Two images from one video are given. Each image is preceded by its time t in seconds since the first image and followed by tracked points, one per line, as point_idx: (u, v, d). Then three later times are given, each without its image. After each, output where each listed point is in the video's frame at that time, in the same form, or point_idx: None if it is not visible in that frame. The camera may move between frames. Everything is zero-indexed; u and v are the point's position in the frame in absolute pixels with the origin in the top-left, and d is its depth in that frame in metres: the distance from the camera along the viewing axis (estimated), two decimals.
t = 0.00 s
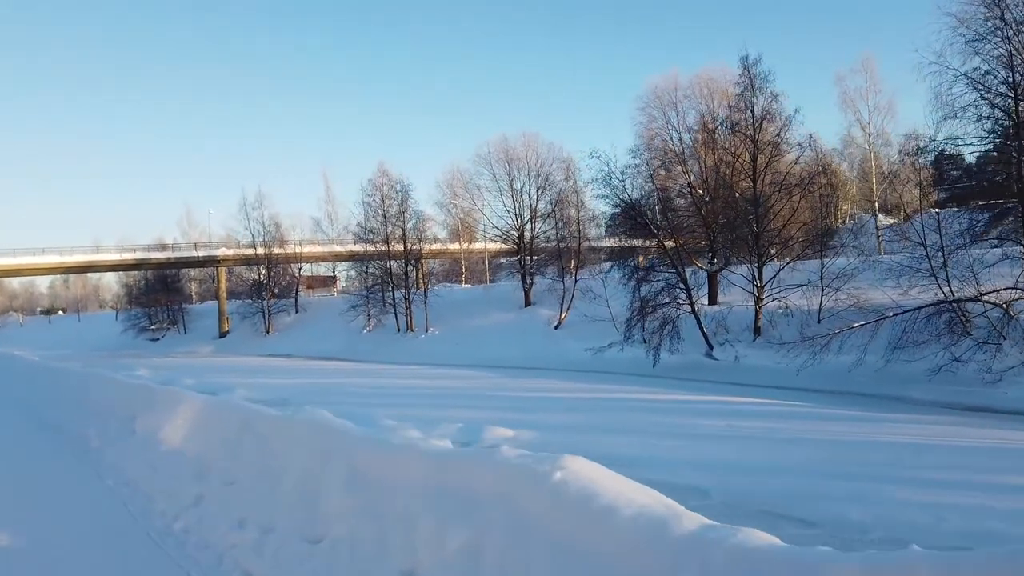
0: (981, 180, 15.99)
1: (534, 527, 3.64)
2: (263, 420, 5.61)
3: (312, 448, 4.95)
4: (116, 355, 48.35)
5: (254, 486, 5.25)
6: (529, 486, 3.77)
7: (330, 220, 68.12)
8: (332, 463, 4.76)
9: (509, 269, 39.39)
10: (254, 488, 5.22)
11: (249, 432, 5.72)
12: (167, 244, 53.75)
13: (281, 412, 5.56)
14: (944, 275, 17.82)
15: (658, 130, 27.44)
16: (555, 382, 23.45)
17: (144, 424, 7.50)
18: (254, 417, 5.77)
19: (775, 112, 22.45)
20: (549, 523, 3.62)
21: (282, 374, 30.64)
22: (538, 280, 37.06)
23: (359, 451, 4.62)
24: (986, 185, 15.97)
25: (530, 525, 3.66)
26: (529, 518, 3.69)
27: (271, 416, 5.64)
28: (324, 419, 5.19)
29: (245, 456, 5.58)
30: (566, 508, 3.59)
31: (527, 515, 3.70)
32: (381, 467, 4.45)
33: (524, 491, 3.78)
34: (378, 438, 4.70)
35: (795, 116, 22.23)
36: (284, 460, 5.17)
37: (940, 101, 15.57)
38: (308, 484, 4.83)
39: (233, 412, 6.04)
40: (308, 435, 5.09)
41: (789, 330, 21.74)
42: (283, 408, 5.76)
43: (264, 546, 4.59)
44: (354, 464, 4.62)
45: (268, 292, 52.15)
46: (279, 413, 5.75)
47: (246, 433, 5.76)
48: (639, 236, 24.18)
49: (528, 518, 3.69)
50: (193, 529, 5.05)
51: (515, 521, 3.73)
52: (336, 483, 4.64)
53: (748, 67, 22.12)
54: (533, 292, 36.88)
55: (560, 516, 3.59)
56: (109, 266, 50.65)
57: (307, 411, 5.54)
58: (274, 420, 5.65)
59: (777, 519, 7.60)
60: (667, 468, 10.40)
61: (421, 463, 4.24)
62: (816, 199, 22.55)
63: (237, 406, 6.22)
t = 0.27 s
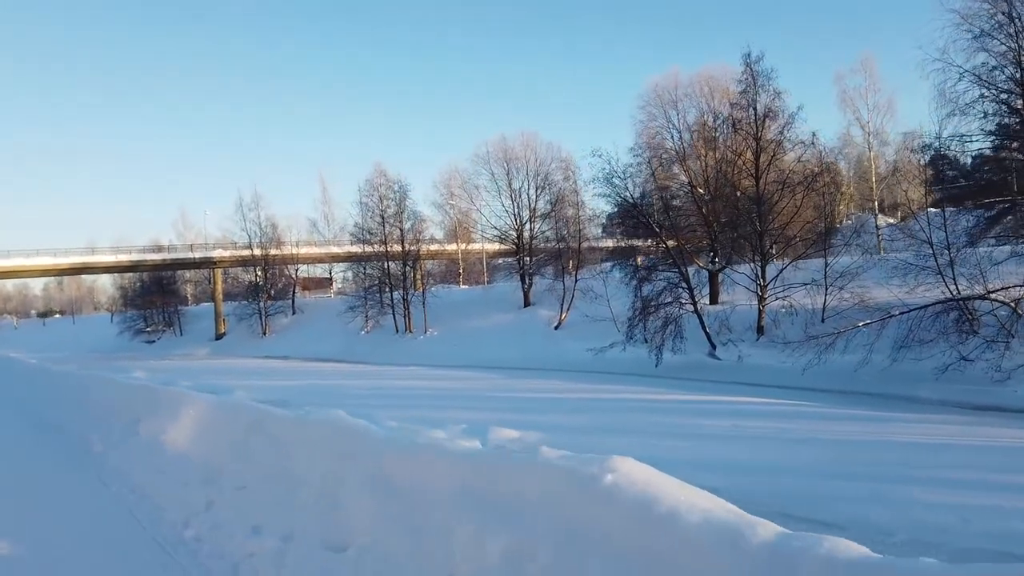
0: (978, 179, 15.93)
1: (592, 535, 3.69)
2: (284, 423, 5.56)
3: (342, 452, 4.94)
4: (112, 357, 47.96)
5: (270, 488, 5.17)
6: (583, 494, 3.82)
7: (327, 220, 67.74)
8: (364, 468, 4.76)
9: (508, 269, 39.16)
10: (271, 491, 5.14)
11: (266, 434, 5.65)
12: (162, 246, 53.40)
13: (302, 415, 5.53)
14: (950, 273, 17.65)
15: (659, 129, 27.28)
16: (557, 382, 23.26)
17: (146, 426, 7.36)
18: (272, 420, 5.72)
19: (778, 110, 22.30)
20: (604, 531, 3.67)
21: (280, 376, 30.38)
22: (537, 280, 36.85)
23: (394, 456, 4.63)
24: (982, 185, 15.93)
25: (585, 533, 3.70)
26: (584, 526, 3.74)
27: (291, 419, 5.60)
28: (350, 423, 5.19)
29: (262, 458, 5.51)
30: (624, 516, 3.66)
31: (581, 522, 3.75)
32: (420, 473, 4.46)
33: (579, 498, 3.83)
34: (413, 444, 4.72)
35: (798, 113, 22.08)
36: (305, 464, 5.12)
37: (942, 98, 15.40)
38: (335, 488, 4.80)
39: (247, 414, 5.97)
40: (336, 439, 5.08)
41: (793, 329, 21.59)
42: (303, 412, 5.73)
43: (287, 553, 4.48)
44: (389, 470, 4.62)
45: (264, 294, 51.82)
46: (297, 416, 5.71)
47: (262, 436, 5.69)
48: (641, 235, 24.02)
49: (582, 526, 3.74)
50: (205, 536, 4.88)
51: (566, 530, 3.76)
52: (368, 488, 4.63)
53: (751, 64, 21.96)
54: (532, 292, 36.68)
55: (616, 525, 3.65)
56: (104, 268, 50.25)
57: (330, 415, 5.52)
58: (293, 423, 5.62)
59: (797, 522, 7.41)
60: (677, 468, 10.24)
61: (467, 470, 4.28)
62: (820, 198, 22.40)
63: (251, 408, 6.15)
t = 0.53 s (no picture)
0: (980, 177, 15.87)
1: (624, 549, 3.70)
2: (304, 436, 5.60)
3: (366, 467, 4.98)
4: (109, 358, 47.69)
5: (293, 505, 5.19)
6: (614, 509, 3.85)
7: (324, 220, 67.52)
8: (390, 483, 4.80)
9: (508, 268, 38.97)
10: (294, 506, 5.17)
11: (285, 447, 5.68)
12: (160, 246, 53.11)
13: (322, 427, 5.56)
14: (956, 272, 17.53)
15: (661, 127, 27.15)
16: (559, 383, 23.10)
17: (158, 435, 7.34)
18: (290, 432, 5.75)
19: (782, 107, 22.15)
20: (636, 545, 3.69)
21: (280, 376, 30.17)
22: (537, 280, 36.66)
23: (423, 472, 4.69)
24: (983, 182, 15.88)
25: (616, 548, 3.73)
26: (616, 540, 3.76)
27: (311, 432, 5.64)
28: (373, 437, 5.23)
29: (283, 472, 5.54)
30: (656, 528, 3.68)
31: (611, 536, 3.78)
32: (452, 489, 4.51)
33: (610, 513, 3.86)
34: (439, 459, 4.76)
35: (802, 110, 21.89)
36: (329, 479, 5.15)
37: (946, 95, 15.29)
38: (360, 503, 4.83)
39: (265, 426, 5.99)
40: (360, 453, 5.12)
41: (797, 329, 21.44)
42: (323, 424, 5.76)
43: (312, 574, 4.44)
44: (417, 485, 4.67)
45: (263, 295, 51.59)
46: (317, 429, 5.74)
47: (282, 449, 5.71)
48: (645, 234, 23.91)
49: (612, 540, 3.76)
50: (217, 554, 4.81)
51: (598, 546, 3.78)
52: (395, 503, 4.67)
53: (754, 61, 21.82)
54: (533, 291, 36.52)
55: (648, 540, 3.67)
56: (102, 268, 49.99)
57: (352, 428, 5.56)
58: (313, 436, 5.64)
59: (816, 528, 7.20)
60: (688, 470, 10.10)
61: (497, 485, 4.33)
62: (825, 196, 22.24)
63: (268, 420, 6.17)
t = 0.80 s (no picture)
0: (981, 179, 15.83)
1: (680, 552, 3.63)
2: (329, 437, 5.50)
3: (398, 469, 4.88)
4: (106, 363, 47.37)
5: (319, 507, 5.07)
6: (667, 510, 3.78)
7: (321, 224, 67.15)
8: (424, 484, 4.69)
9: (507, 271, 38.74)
10: (321, 508, 5.05)
11: (309, 449, 5.57)
12: (156, 250, 52.81)
13: (348, 428, 5.45)
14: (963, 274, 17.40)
15: (663, 128, 27.03)
16: (562, 386, 22.92)
17: (169, 438, 7.21)
18: (314, 434, 5.64)
19: (785, 108, 22.03)
20: (690, 549, 3.62)
21: (279, 380, 29.92)
22: (538, 283, 36.46)
23: (459, 473, 4.59)
24: (983, 184, 15.86)
25: (670, 552, 3.66)
26: (669, 543, 3.69)
27: (336, 434, 5.54)
28: (403, 438, 5.13)
29: (306, 474, 5.43)
30: (712, 531, 3.62)
31: (664, 539, 3.71)
32: (490, 491, 4.41)
33: (661, 514, 3.78)
34: (474, 460, 4.66)
35: (806, 111, 21.75)
36: (357, 480, 5.04)
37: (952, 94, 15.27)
38: (392, 505, 4.72)
39: (286, 427, 5.89)
40: (391, 454, 5.02)
41: (803, 331, 21.28)
42: (347, 425, 5.65)
43: None
44: (452, 486, 4.57)
45: (260, 299, 51.30)
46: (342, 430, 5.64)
47: (305, 450, 5.60)
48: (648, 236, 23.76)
49: (666, 544, 3.69)
50: (240, 562, 4.67)
51: (650, 548, 3.71)
52: (430, 505, 4.56)
53: (758, 62, 21.70)
54: (533, 294, 36.34)
55: (704, 544, 3.60)
56: (98, 272, 49.69)
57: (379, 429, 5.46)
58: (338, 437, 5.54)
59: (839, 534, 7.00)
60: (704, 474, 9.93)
61: (540, 485, 4.23)
62: (829, 197, 22.11)
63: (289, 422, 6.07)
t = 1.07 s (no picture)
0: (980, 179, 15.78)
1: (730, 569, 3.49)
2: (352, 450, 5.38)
3: (427, 485, 4.79)
4: (103, 365, 47.07)
5: (349, 523, 4.99)
6: (711, 527, 3.63)
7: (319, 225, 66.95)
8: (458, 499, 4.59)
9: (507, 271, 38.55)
10: (350, 526, 4.96)
11: (333, 464, 5.47)
12: (153, 250, 52.52)
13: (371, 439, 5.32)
14: (971, 274, 17.28)
15: (664, 128, 26.90)
16: (564, 387, 22.77)
17: (189, 448, 7.14)
18: (336, 446, 5.53)
19: (789, 108, 21.89)
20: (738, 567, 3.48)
21: (278, 382, 29.76)
22: (537, 283, 36.30)
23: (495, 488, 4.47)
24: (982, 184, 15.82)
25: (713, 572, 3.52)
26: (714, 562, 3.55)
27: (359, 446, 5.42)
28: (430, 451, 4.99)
29: (332, 489, 5.33)
30: (761, 548, 3.46)
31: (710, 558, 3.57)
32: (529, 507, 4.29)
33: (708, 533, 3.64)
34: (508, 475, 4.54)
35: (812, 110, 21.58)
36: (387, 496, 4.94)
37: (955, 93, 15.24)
38: (426, 522, 4.64)
39: (307, 440, 5.78)
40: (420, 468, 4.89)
41: (807, 332, 21.15)
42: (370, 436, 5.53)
43: None
44: (487, 503, 4.46)
45: (258, 300, 51.05)
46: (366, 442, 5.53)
47: (329, 464, 5.51)
48: (650, 237, 23.62)
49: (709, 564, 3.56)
50: None
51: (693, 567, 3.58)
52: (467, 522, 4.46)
53: (761, 62, 21.56)
54: (533, 295, 36.18)
55: (754, 563, 3.46)
56: (95, 273, 49.42)
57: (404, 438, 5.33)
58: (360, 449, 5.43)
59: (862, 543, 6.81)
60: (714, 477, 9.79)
61: (580, 501, 4.10)
62: (832, 198, 22.00)
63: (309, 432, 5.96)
